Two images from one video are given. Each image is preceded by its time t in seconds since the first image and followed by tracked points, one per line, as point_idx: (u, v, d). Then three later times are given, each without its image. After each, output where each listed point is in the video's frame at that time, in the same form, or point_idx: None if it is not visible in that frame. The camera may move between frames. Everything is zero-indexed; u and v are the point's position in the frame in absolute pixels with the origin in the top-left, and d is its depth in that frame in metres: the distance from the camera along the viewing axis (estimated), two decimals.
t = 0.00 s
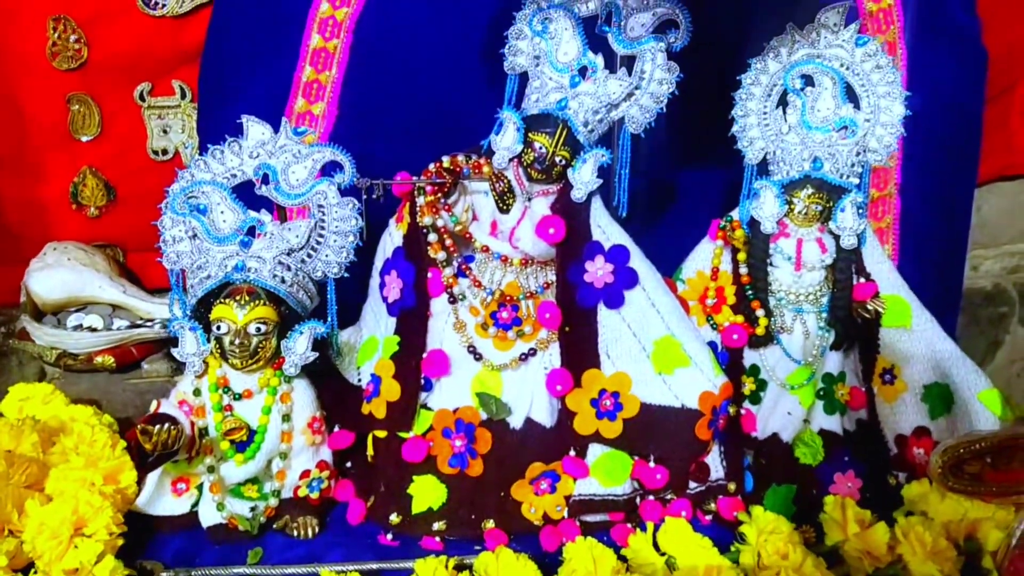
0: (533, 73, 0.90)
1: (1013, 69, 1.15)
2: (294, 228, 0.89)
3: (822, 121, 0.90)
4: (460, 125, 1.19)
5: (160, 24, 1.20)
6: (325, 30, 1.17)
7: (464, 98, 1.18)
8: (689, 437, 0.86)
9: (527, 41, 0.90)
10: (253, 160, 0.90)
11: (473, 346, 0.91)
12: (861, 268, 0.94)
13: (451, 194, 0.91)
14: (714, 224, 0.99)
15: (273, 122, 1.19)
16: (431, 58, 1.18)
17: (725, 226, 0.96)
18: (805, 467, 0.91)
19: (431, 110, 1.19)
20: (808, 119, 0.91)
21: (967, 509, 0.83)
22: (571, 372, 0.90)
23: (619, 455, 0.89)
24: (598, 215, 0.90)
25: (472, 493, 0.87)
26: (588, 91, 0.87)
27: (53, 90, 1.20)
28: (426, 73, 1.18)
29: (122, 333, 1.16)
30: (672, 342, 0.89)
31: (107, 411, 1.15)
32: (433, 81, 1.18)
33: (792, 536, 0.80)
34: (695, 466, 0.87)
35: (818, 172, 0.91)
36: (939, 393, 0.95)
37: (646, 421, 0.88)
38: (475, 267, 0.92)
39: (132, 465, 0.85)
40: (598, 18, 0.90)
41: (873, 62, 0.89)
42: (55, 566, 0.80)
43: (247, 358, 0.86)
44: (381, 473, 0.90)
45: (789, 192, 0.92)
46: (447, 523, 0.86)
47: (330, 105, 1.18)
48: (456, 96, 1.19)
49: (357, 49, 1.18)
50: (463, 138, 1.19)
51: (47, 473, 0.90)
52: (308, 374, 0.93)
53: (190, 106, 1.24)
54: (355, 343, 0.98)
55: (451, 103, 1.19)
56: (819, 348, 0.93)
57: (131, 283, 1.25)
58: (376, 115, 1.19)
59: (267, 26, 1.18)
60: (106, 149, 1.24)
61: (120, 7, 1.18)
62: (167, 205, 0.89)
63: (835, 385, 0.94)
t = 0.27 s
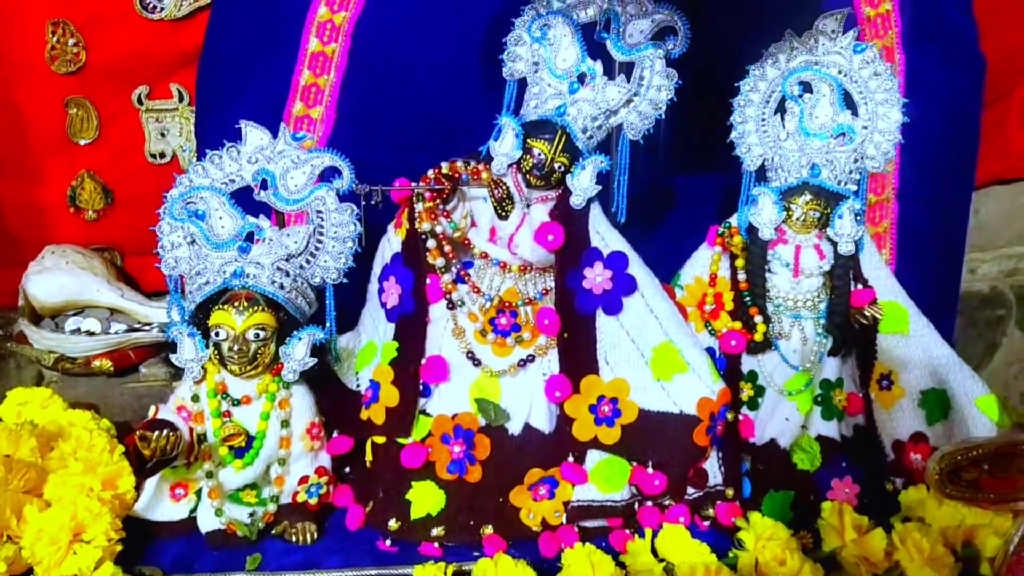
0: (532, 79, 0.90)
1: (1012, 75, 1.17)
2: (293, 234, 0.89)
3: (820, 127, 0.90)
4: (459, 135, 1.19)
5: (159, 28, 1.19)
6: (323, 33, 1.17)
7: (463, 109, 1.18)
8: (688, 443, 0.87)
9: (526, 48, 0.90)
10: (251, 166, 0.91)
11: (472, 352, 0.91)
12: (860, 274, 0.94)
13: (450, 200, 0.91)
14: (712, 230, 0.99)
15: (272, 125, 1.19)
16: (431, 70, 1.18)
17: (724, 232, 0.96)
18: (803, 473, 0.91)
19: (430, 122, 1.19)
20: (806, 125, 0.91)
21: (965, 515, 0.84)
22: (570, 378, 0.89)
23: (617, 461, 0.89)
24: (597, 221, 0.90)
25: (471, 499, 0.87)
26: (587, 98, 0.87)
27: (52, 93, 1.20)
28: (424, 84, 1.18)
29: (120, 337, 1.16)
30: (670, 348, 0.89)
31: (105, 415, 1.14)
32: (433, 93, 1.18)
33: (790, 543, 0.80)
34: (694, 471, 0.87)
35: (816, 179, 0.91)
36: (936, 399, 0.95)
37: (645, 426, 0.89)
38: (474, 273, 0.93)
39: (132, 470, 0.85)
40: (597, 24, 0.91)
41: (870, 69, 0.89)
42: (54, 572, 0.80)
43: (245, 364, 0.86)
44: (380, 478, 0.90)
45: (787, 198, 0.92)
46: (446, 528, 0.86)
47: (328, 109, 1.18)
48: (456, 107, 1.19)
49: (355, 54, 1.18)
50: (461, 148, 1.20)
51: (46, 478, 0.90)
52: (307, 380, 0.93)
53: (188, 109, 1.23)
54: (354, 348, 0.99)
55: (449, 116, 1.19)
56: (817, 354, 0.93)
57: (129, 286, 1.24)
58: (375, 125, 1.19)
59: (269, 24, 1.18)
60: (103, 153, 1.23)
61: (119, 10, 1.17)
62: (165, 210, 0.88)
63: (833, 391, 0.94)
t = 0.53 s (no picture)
0: (535, 83, 0.90)
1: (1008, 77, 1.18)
2: (298, 235, 0.90)
3: (821, 131, 0.91)
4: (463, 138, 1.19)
5: (163, 27, 1.20)
6: (327, 33, 1.18)
7: (467, 111, 1.19)
8: (688, 445, 0.88)
9: (529, 51, 0.90)
10: (256, 167, 0.92)
11: (474, 353, 0.92)
12: (859, 277, 0.95)
13: (453, 203, 0.92)
14: (712, 232, 0.99)
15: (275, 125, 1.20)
16: (434, 71, 1.18)
17: (724, 234, 0.97)
18: (801, 474, 0.92)
19: (434, 124, 1.20)
20: (807, 129, 0.91)
21: (961, 517, 0.85)
22: (571, 379, 0.90)
23: (617, 461, 0.90)
24: (599, 223, 0.92)
25: (473, 498, 0.88)
26: (589, 101, 0.88)
27: (57, 91, 1.20)
28: (428, 85, 1.19)
29: (124, 334, 1.17)
30: (671, 350, 0.90)
31: (111, 411, 1.19)
32: (437, 95, 1.19)
33: (788, 544, 0.82)
34: (694, 472, 0.88)
35: (816, 182, 0.92)
36: (934, 401, 0.96)
37: (645, 426, 0.90)
38: (477, 274, 0.93)
39: (137, 468, 0.87)
40: (600, 28, 0.92)
41: (871, 73, 0.90)
42: (62, 569, 0.81)
43: (251, 365, 0.87)
44: (383, 477, 0.91)
45: (788, 201, 0.93)
46: (449, 527, 0.87)
47: (332, 108, 1.19)
48: (460, 110, 1.19)
49: (359, 55, 1.19)
50: (465, 150, 1.20)
51: (53, 476, 0.91)
52: (310, 380, 0.94)
53: (193, 107, 1.24)
54: (357, 348, 0.99)
55: (453, 118, 1.19)
56: (816, 356, 0.94)
57: (134, 284, 1.25)
58: (378, 125, 1.20)
59: (270, 25, 1.19)
60: (107, 150, 1.24)
61: (124, 9, 1.18)
62: (172, 211, 0.90)
63: (831, 393, 0.95)
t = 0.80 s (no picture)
0: (540, 87, 0.91)
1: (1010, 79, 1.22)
2: (306, 237, 0.92)
3: (822, 135, 0.92)
4: (467, 140, 1.21)
5: (172, 28, 1.21)
6: (334, 34, 1.19)
7: (471, 113, 1.21)
8: (689, 445, 0.89)
9: (535, 56, 0.92)
10: (265, 170, 0.93)
11: (480, 354, 0.94)
12: (859, 279, 0.97)
13: (459, 206, 0.93)
14: (715, 235, 1.01)
15: (284, 125, 1.21)
16: (440, 74, 1.20)
17: (727, 237, 0.99)
18: (801, 473, 0.93)
19: (438, 124, 1.21)
20: (809, 133, 0.92)
21: (958, 516, 0.86)
22: (573, 379, 0.92)
23: (619, 460, 0.92)
24: (602, 226, 0.93)
25: (478, 496, 0.90)
26: (593, 106, 0.89)
27: (67, 91, 1.22)
28: (433, 87, 1.20)
29: (135, 331, 1.19)
30: (673, 351, 0.92)
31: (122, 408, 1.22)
32: (441, 97, 1.20)
33: (787, 542, 0.83)
34: (695, 471, 0.90)
35: (818, 186, 0.93)
36: (933, 402, 0.97)
37: (648, 427, 0.91)
38: (482, 276, 0.95)
39: (150, 466, 0.88)
40: (604, 33, 0.92)
41: (873, 78, 0.91)
42: (77, 565, 0.83)
43: (261, 366, 0.88)
44: (390, 475, 0.93)
45: (789, 204, 0.93)
46: (454, 524, 0.89)
47: (339, 108, 1.20)
48: (463, 113, 1.21)
49: (365, 56, 1.19)
50: (469, 153, 1.23)
51: (67, 473, 0.93)
52: (319, 381, 0.96)
53: (201, 107, 1.25)
54: (365, 347, 1.01)
55: (458, 120, 1.21)
56: (817, 356, 0.95)
57: (144, 282, 1.26)
58: (384, 126, 1.21)
59: (279, 26, 1.19)
60: (117, 150, 1.26)
61: (133, 10, 1.19)
62: (182, 214, 0.91)
63: (831, 393, 0.97)
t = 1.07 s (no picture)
0: (543, 96, 0.93)
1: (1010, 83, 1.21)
2: (312, 244, 0.93)
3: (821, 142, 0.93)
4: (468, 139, 1.22)
5: (179, 35, 1.23)
6: (338, 40, 1.20)
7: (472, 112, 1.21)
8: (690, 449, 0.90)
9: (537, 65, 0.93)
10: (272, 178, 0.94)
11: (483, 358, 0.96)
12: (858, 283, 0.97)
13: (463, 213, 0.94)
14: (716, 240, 1.02)
15: (290, 131, 1.23)
16: (441, 78, 1.21)
17: (728, 243, 0.99)
18: (800, 476, 0.95)
19: (440, 125, 1.22)
20: (808, 140, 0.94)
21: (955, 518, 0.88)
22: (575, 383, 0.94)
23: (621, 463, 0.93)
24: (604, 233, 0.94)
25: (482, 499, 0.92)
26: (595, 114, 0.90)
27: (75, 98, 1.23)
28: (434, 88, 1.21)
29: (144, 335, 1.20)
30: (674, 356, 0.93)
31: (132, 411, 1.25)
32: (441, 97, 1.21)
33: (786, 544, 0.84)
34: (696, 473, 0.91)
35: (817, 193, 0.94)
36: (932, 405, 0.98)
37: (649, 431, 0.92)
38: (486, 282, 0.97)
39: (160, 469, 0.89)
40: (605, 41, 0.93)
41: (871, 86, 0.92)
42: (89, 568, 0.85)
43: (269, 371, 0.90)
44: (395, 478, 0.95)
45: (788, 210, 0.95)
46: (459, 527, 0.90)
47: (343, 113, 1.21)
48: (464, 113, 1.22)
49: (369, 62, 1.21)
50: (471, 155, 1.23)
51: (78, 477, 0.94)
52: (326, 385, 0.97)
53: (208, 112, 1.27)
54: (370, 352, 1.02)
55: (458, 121, 1.22)
56: (816, 360, 0.97)
57: (152, 286, 1.28)
58: (387, 130, 1.22)
59: (284, 33, 1.21)
60: (124, 155, 1.27)
61: (140, 17, 1.21)
62: (191, 222, 0.93)
63: (830, 396, 0.98)
